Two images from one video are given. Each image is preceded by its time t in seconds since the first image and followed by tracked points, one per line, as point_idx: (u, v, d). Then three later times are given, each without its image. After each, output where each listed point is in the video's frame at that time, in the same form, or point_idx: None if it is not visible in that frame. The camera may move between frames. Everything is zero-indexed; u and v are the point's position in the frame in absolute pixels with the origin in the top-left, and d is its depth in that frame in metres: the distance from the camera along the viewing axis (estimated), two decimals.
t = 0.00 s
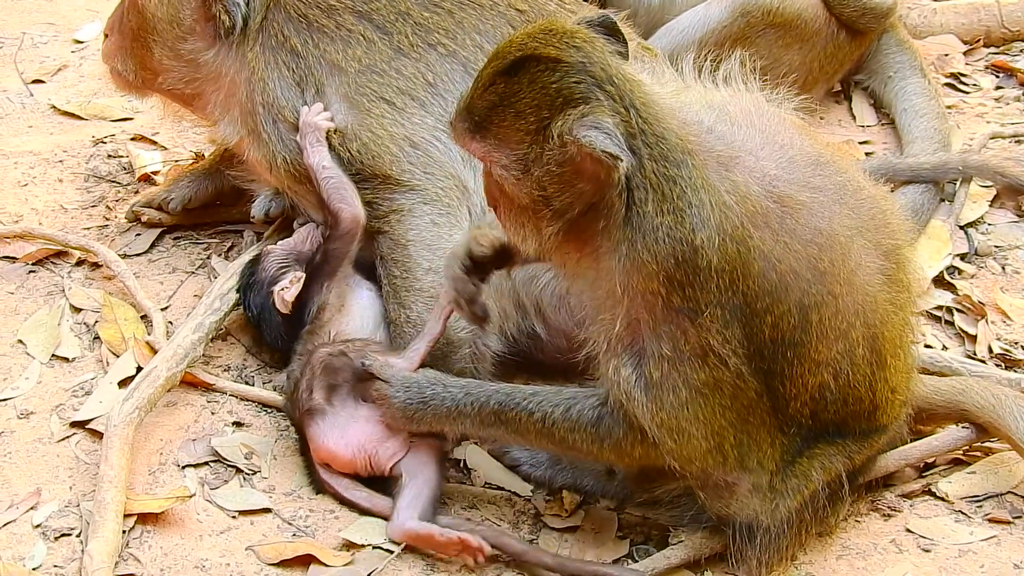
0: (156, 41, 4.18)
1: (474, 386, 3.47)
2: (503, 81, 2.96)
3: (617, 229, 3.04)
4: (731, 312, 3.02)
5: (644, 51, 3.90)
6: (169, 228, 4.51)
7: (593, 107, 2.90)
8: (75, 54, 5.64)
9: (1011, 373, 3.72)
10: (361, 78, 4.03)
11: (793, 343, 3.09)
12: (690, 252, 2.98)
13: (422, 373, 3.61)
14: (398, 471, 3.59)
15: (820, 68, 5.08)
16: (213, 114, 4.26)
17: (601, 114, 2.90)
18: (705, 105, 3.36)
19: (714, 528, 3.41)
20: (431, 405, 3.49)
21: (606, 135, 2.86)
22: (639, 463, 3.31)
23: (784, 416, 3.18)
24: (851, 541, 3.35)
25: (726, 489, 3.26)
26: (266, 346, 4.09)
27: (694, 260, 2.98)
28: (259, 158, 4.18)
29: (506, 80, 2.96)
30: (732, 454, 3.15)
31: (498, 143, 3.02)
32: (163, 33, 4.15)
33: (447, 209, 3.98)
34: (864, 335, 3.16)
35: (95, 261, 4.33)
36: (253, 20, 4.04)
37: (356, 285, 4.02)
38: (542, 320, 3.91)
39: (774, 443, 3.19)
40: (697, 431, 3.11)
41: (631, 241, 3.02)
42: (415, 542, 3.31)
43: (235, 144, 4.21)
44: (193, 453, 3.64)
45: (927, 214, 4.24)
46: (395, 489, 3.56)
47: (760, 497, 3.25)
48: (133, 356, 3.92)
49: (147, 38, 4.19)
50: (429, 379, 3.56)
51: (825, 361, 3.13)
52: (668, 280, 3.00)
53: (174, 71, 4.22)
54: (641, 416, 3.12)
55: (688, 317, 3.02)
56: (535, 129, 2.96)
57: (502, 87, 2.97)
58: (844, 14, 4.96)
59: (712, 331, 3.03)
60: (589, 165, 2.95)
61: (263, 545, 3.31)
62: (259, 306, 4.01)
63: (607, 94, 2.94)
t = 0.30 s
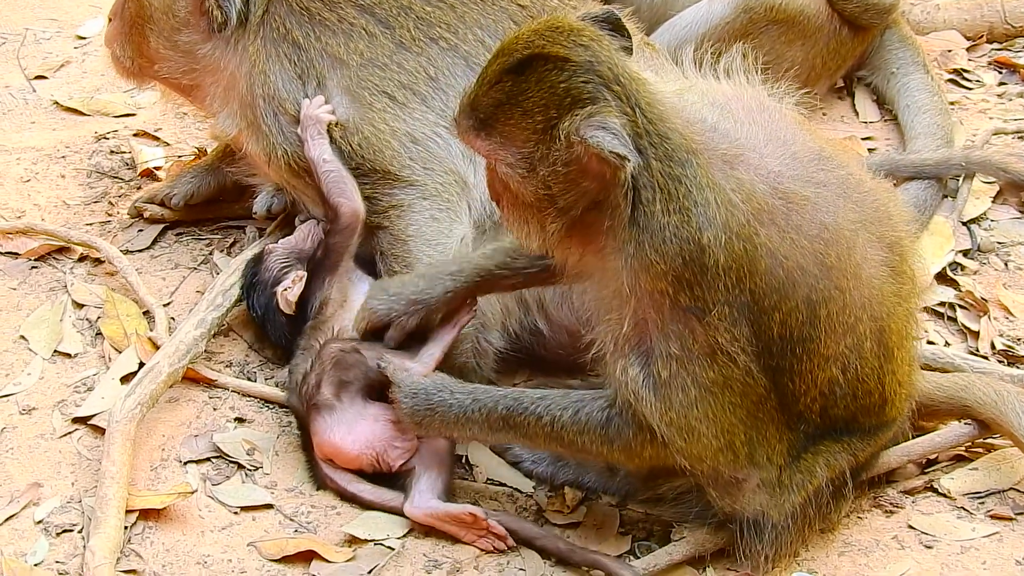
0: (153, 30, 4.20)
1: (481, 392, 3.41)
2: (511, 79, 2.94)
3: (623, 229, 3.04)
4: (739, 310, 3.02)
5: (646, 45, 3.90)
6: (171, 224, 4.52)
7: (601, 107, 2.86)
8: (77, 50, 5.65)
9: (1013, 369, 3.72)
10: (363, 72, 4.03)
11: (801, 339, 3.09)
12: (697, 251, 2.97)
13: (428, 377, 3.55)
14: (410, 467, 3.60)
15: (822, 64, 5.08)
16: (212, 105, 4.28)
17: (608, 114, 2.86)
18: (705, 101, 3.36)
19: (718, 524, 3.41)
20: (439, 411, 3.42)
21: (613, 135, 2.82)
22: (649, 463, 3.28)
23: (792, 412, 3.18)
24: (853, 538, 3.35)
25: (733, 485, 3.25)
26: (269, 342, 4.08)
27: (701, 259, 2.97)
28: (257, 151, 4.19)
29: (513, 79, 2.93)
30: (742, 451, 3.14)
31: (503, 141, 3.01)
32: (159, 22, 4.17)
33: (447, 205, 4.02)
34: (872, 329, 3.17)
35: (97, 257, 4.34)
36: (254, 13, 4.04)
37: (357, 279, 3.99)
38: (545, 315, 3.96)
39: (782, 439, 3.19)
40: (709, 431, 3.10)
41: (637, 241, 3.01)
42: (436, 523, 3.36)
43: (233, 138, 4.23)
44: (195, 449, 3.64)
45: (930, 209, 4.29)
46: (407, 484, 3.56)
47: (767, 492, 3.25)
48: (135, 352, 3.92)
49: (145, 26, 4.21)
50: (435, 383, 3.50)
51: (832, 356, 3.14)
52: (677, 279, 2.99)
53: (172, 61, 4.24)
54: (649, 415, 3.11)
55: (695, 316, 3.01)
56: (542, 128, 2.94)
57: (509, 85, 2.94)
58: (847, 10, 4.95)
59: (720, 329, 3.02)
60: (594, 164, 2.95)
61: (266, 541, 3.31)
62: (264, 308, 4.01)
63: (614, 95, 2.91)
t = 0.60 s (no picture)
0: (156, 22, 4.18)
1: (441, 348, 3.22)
2: (515, 72, 2.94)
3: (622, 223, 3.01)
4: (736, 308, 3.00)
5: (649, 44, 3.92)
6: (174, 223, 4.51)
7: (603, 101, 2.86)
8: (80, 49, 5.66)
9: (1017, 367, 3.72)
10: (366, 70, 4.05)
11: (800, 337, 3.08)
12: (698, 248, 2.95)
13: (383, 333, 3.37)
14: (415, 464, 3.60)
15: (826, 63, 5.08)
16: (214, 101, 4.27)
17: (610, 109, 2.86)
18: (708, 98, 3.36)
19: (720, 521, 3.42)
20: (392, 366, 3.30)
21: (614, 129, 2.83)
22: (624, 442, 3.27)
23: (789, 410, 3.18)
24: (856, 536, 3.35)
25: (726, 479, 3.28)
26: (272, 341, 4.07)
27: (701, 255, 2.95)
28: (260, 147, 4.18)
29: (517, 72, 2.93)
30: (725, 441, 3.16)
31: (505, 134, 3.02)
32: (162, 15, 4.15)
33: (448, 203, 4.02)
34: (871, 327, 3.17)
35: (101, 256, 4.34)
36: (258, 9, 4.04)
37: (360, 279, 4.01)
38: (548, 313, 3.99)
39: (775, 436, 3.20)
40: (693, 420, 3.12)
41: (637, 235, 2.98)
42: (443, 518, 3.37)
43: (236, 134, 4.21)
44: (199, 448, 3.64)
45: (934, 207, 4.29)
46: (413, 482, 3.57)
47: (757, 488, 3.26)
48: (139, 350, 3.92)
49: (147, 20, 4.20)
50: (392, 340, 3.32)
51: (831, 354, 3.14)
52: (676, 275, 2.96)
53: (174, 55, 4.23)
54: (638, 406, 3.10)
55: (691, 312, 3.00)
56: (544, 121, 2.95)
57: (513, 78, 2.95)
58: (851, 8, 4.96)
59: (715, 326, 3.01)
60: (597, 158, 2.94)
61: (269, 540, 3.31)
62: (267, 310, 4.01)
63: (618, 90, 2.90)
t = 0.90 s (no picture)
0: (159, 19, 4.20)
1: (427, 349, 3.49)
2: (523, 65, 2.94)
3: (628, 219, 3.01)
4: (737, 305, 3.01)
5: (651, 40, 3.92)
6: (177, 222, 4.52)
7: (611, 96, 2.86)
8: (84, 48, 5.66)
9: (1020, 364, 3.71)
10: (368, 67, 4.06)
11: (801, 336, 3.08)
12: (701, 245, 2.94)
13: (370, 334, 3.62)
14: (419, 464, 3.59)
15: (830, 60, 5.09)
16: (216, 97, 4.28)
17: (619, 103, 2.86)
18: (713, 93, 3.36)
19: (722, 519, 3.41)
20: (380, 365, 3.51)
21: (623, 123, 2.83)
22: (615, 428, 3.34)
23: (789, 407, 3.19)
24: (859, 533, 3.35)
25: (723, 474, 3.29)
26: (275, 340, 4.06)
27: (705, 252, 2.95)
28: (261, 145, 4.17)
29: (526, 65, 2.93)
30: (721, 436, 3.19)
31: (512, 127, 3.02)
32: (164, 12, 4.17)
33: (449, 201, 4.03)
34: (873, 325, 3.17)
35: (103, 255, 4.34)
36: (260, 6, 4.05)
37: (363, 276, 4.01)
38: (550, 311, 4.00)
39: (774, 433, 3.20)
40: (688, 411, 3.16)
41: (642, 231, 2.98)
42: (446, 517, 3.37)
43: (237, 130, 4.21)
44: (201, 446, 3.64)
45: (937, 205, 4.28)
46: (416, 481, 3.55)
47: (755, 484, 3.26)
48: (141, 349, 3.92)
49: (151, 16, 4.21)
50: (380, 339, 3.58)
51: (833, 353, 3.13)
52: (679, 271, 2.97)
53: (176, 51, 4.25)
54: (642, 396, 3.15)
55: (692, 308, 3.01)
56: (552, 115, 2.94)
57: (521, 71, 2.94)
58: (854, 5, 4.97)
59: (714, 323, 3.02)
60: (604, 153, 2.94)
61: (271, 539, 3.30)
62: (271, 310, 4.02)
63: (626, 85, 2.90)
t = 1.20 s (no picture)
0: (160, 19, 4.21)
1: (418, 364, 3.55)
2: (523, 69, 2.94)
3: (630, 220, 3.00)
4: (738, 304, 3.00)
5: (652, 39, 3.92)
6: (179, 222, 4.52)
7: (613, 97, 2.85)
8: (85, 48, 5.67)
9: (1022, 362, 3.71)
10: (369, 66, 4.06)
11: (802, 335, 3.07)
12: (704, 246, 2.94)
13: (362, 350, 3.68)
14: (421, 463, 3.59)
15: (831, 59, 5.10)
16: (216, 96, 4.29)
17: (621, 105, 2.85)
18: (713, 90, 3.35)
19: (724, 518, 3.41)
20: (375, 383, 3.58)
21: (625, 124, 2.81)
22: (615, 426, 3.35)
23: (791, 406, 3.18)
24: (861, 532, 3.34)
25: (724, 473, 3.28)
26: (277, 340, 4.07)
27: (708, 253, 2.94)
28: (261, 143, 4.18)
29: (526, 69, 2.93)
30: (723, 436, 3.18)
31: (514, 132, 3.02)
32: (164, 11, 4.18)
33: (448, 201, 4.03)
34: (875, 324, 3.16)
35: (105, 255, 4.35)
36: (261, 5, 4.05)
37: (364, 276, 4.01)
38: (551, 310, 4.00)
39: (776, 431, 3.19)
40: (688, 410, 3.15)
41: (644, 231, 2.97)
42: (448, 514, 3.37)
43: (237, 129, 4.21)
44: (203, 446, 3.63)
45: (939, 202, 4.20)
46: (418, 480, 3.54)
47: (757, 482, 3.24)
48: (143, 349, 3.92)
49: (152, 17, 4.22)
50: (370, 355, 3.64)
51: (835, 352, 3.13)
52: (682, 271, 2.96)
53: (177, 51, 4.26)
54: (648, 395, 3.15)
55: (695, 309, 3.00)
56: (554, 119, 2.94)
57: (522, 76, 2.94)
58: (855, 3, 4.97)
59: (716, 323, 3.02)
60: (606, 155, 2.93)
61: (273, 538, 3.30)
62: (273, 308, 4.01)
63: (628, 86, 2.88)
